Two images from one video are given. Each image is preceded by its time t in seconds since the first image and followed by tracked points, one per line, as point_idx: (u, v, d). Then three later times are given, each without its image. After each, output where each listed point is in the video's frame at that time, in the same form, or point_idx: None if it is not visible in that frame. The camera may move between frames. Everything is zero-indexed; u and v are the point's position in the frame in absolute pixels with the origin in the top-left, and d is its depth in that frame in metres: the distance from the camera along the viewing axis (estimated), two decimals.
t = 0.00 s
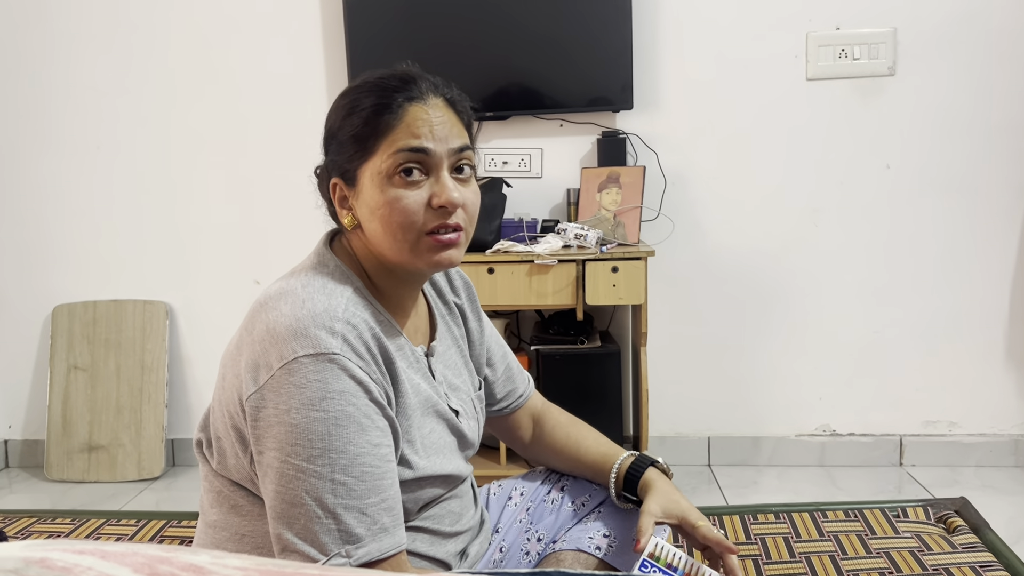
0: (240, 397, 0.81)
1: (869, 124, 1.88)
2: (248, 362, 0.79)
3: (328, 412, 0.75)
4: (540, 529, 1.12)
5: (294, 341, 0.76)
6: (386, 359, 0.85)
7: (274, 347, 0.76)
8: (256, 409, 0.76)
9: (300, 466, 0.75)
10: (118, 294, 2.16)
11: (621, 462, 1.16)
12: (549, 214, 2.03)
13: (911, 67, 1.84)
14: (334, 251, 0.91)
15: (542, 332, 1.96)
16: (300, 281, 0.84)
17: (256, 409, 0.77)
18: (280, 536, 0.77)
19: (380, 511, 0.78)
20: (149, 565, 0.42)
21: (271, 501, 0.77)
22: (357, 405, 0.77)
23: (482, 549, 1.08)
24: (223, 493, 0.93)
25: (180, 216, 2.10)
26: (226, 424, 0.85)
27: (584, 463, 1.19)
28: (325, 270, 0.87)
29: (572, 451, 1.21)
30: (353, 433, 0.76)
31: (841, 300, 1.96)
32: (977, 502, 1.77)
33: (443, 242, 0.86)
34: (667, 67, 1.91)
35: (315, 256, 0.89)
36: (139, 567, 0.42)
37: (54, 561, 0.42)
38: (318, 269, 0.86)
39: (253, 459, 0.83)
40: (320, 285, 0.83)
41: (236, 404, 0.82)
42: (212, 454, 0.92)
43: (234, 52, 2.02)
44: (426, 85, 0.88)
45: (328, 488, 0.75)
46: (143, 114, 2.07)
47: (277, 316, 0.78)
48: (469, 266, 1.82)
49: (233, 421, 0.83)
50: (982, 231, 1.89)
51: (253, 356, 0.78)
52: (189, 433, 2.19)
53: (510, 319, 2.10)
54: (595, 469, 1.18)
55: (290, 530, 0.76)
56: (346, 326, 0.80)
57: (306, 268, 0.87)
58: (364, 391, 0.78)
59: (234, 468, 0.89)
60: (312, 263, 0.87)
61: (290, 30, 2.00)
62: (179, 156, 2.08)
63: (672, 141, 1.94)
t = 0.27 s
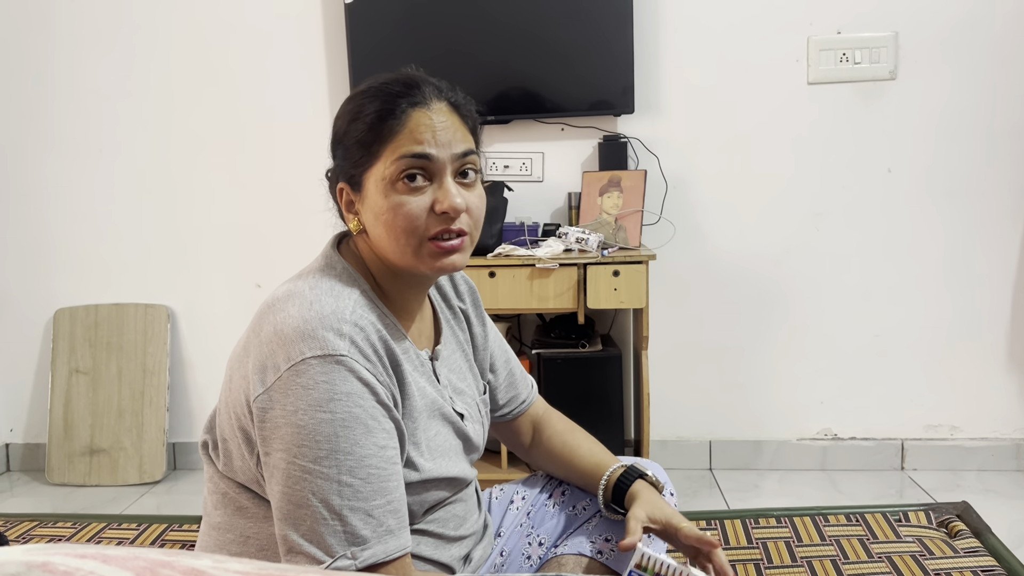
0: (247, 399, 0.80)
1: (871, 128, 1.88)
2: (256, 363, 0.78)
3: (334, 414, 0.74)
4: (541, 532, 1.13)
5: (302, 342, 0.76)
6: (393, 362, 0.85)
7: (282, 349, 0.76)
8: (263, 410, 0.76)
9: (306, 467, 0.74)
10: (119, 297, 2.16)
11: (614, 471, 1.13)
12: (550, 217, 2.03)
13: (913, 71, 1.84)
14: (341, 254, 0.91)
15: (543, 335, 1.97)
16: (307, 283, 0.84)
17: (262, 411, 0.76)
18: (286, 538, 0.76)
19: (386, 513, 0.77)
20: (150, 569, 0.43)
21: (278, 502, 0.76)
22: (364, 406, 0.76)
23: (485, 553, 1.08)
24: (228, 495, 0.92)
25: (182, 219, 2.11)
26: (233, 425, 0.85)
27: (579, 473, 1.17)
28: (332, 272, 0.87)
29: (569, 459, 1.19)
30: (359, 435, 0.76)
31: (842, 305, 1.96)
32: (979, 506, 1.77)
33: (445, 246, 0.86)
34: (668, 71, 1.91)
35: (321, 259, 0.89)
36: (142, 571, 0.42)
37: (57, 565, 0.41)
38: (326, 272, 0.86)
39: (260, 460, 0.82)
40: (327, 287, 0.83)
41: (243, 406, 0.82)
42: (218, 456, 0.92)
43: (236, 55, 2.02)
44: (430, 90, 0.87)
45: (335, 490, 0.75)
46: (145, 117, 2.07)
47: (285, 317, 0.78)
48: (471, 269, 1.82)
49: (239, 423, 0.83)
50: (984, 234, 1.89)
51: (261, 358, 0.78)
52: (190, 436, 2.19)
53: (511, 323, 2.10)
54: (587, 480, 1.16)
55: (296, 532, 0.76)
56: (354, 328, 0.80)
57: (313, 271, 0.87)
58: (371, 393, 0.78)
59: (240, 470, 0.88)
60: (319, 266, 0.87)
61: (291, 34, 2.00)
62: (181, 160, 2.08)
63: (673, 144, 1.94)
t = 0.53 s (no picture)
0: (251, 403, 0.80)
1: (871, 132, 1.88)
2: (260, 368, 0.78)
3: (339, 420, 0.74)
4: (542, 537, 1.15)
5: (308, 347, 0.75)
6: (398, 368, 0.85)
7: (287, 354, 0.76)
8: (267, 415, 0.76)
9: (310, 473, 0.74)
10: (120, 301, 2.16)
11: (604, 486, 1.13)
12: (551, 222, 2.03)
13: (913, 75, 1.84)
14: (347, 259, 0.91)
15: (544, 340, 1.97)
16: (313, 288, 0.84)
17: (267, 415, 0.76)
18: (289, 543, 0.76)
19: (389, 519, 0.77)
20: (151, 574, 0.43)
21: (281, 507, 0.76)
22: (368, 412, 0.76)
23: (487, 559, 1.08)
24: (231, 499, 0.92)
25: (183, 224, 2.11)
26: (236, 429, 0.85)
27: (573, 481, 1.17)
28: (338, 277, 0.86)
29: (566, 466, 1.19)
30: (364, 441, 0.75)
31: (843, 309, 1.96)
32: (980, 510, 1.76)
33: (451, 250, 0.86)
34: (669, 75, 1.92)
35: (327, 264, 0.89)
36: None
37: (58, 570, 0.41)
38: (330, 277, 0.86)
39: (263, 465, 0.82)
40: (333, 292, 0.83)
41: (247, 410, 0.81)
42: (221, 461, 0.92)
43: (237, 60, 2.02)
44: (437, 95, 0.88)
45: (338, 496, 0.74)
46: (146, 121, 2.07)
47: (290, 322, 0.78)
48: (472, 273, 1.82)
49: (242, 427, 0.83)
50: (984, 238, 1.89)
51: (266, 362, 0.77)
52: (191, 440, 2.19)
53: (512, 327, 2.11)
54: (578, 490, 1.16)
55: (299, 537, 0.76)
56: (359, 333, 0.80)
57: (319, 275, 0.87)
58: (376, 399, 0.78)
59: (242, 474, 0.88)
60: (325, 271, 0.87)
61: (292, 38, 2.00)
62: (182, 163, 2.08)
63: (673, 149, 1.94)
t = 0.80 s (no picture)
0: (253, 409, 0.80)
1: (871, 137, 1.88)
2: (263, 373, 0.78)
3: (343, 426, 0.74)
4: (543, 542, 1.16)
5: (311, 353, 0.75)
6: (401, 374, 0.85)
7: (290, 360, 0.76)
8: (270, 421, 0.75)
9: (313, 479, 0.74)
10: (121, 306, 2.16)
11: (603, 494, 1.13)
12: (552, 226, 2.03)
13: (913, 80, 1.85)
14: (351, 264, 0.91)
15: (544, 344, 1.97)
16: (317, 293, 0.83)
17: (270, 421, 0.76)
18: (291, 549, 0.76)
19: (392, 526, 0.77)
20: None
21: (283, 513, 0.76)
22: (372, 419, 0.76)
23: (488, 565, 1.08)
24: (233, 503, 0.92)
25: (184, 228, 2.11)
26: (239, 434, 0.85)
27: (572, 487, 1.17)
28: (342, 283, 0.86)
29: (567, 471, 1.19)
30: (367, 448, 0.75)
31: (843, 313, 1.96)
32: (981, 515, 1.76)
33: (456, 255, 0.85)
34: (670, 80, 1.92)
35: (331, 268, 0.89)
36: None
37: None
38: (334, 282, 0.86)
39: (266, 470, 0.82)
40: (336, 297, 0.83)
41: (249, 415, 0.81)
42: (223, 465, 0.92)
43: (238, 64, 2.03)
44: (444, 100, 0.88)
45: (341, 503, 0.74)
46: (147, 126, 2.07)
47: (294, 328, 0.78)
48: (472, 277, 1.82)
49: (245, 431, 0.83)
50: (984, 243, 1.89)
51: (269, 368, 0.77)
52: (191, 445, 2.19)
53: (512, 331, 2.11)
54: (578, 496, 1.16)
55: (301, 543, 0.76)
56: (363, 339, 0.79)
57: (323, 280, 0.87)
58: (379, 406, 0.78)
59: (245, 478, 0.88)
60: (329, 275, 0.87)
61: (293, 42, 2.01)
62: (182, 168, 2.08)
63: (674, 153, 1.94)
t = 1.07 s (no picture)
0: (254, 414, 0.80)
1: (870, 141, 1.88)
2: (264, 378, 0.78)
3: (341, 435, 0.74)
4: (543, 546, 1.17)
5: (312, 361, 0.75)
6: (403, 382, 0.85)
7: (291, 366, 0.76)
8: (270, 427, 0.76)
9: (310, 487, 0.74)
10: (121, 310, 2.16)
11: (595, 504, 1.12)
12: (552, 230, 2.03)
13: (913, 84, 1.85)
14: (354, 269, 0.92)
15: (544, 348, 1.97)
16: (320, 299, 0.84)
17: (269, 427, 0.76)
18: (285, 556, 0.76)
19: (386, 537, 0.77)
20: None
21: (280, 520, 0.76)
22: (370, 428, 0.76)
23: (489, 569, 1.08)
24: (234, 506, 0.92)
25: (185, 232, 2.11)
26: (240, 438, 0.85)
27: (571, 493, 1.17)
28: (345, 288, 0.86)
29: (567, 477, 1.18)
30: (364, 457, 0.75)
31: (843, 317, 1.96)
32: (981, 519, 1.76)
33: (457, 264, 0.86)
34: (669, 84, 1.92)
35: (333, 274, 0.89)
36: None
37: None
38: (337, 288, 0.86)
39: (266, 476, 0.82)
40: (338, 304, 0.83)
41: (250, 420, 0.81)
42: (225, 468, 0.92)
43: (238, 68, 2.03)
44: (450, 108, 0.88)
45: (336, 512, 0.74)
46: (147, 130, 2.08)
47: (296, 334, 0.78)
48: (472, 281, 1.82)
49: (246, 436, 0.83)
50: (984, 247, 1.89)
51: (270, 373, 0.77)
52: (191, 449, 2.19)
53: (513, 335, 2.11)
54: (576, 503, 1.16)
55: (296, 551, 0.76)
56: (364, 347, 0.79)
57: (325, 286, 0.87)
58: (379, 415, 0.78)
59: (245, 483, 0.88)
60: (331, 281, 0.87)
61: (293, 47, 2.01)
62: (183, 172, 2.08)
63: (674, 157, 1.95)
